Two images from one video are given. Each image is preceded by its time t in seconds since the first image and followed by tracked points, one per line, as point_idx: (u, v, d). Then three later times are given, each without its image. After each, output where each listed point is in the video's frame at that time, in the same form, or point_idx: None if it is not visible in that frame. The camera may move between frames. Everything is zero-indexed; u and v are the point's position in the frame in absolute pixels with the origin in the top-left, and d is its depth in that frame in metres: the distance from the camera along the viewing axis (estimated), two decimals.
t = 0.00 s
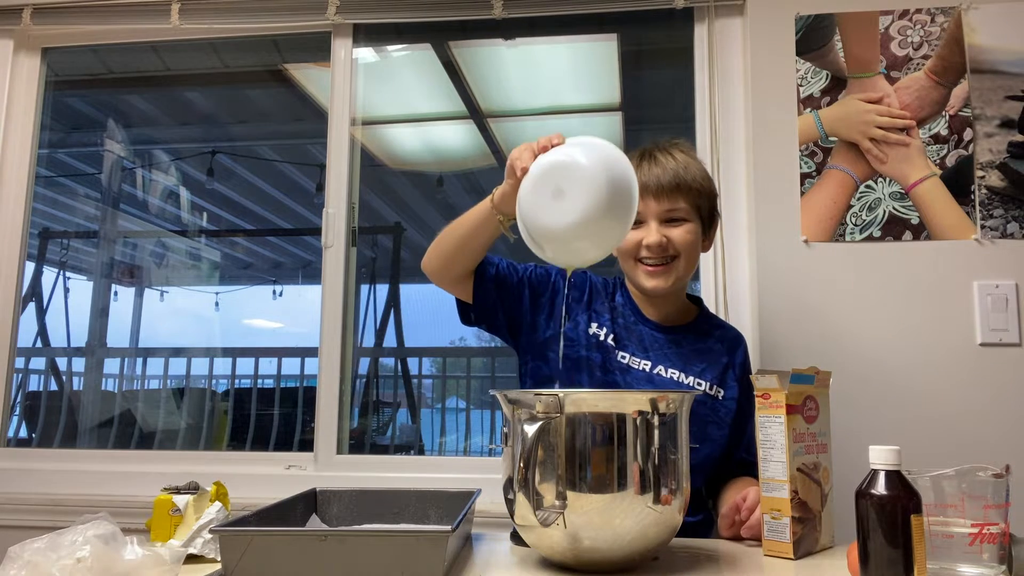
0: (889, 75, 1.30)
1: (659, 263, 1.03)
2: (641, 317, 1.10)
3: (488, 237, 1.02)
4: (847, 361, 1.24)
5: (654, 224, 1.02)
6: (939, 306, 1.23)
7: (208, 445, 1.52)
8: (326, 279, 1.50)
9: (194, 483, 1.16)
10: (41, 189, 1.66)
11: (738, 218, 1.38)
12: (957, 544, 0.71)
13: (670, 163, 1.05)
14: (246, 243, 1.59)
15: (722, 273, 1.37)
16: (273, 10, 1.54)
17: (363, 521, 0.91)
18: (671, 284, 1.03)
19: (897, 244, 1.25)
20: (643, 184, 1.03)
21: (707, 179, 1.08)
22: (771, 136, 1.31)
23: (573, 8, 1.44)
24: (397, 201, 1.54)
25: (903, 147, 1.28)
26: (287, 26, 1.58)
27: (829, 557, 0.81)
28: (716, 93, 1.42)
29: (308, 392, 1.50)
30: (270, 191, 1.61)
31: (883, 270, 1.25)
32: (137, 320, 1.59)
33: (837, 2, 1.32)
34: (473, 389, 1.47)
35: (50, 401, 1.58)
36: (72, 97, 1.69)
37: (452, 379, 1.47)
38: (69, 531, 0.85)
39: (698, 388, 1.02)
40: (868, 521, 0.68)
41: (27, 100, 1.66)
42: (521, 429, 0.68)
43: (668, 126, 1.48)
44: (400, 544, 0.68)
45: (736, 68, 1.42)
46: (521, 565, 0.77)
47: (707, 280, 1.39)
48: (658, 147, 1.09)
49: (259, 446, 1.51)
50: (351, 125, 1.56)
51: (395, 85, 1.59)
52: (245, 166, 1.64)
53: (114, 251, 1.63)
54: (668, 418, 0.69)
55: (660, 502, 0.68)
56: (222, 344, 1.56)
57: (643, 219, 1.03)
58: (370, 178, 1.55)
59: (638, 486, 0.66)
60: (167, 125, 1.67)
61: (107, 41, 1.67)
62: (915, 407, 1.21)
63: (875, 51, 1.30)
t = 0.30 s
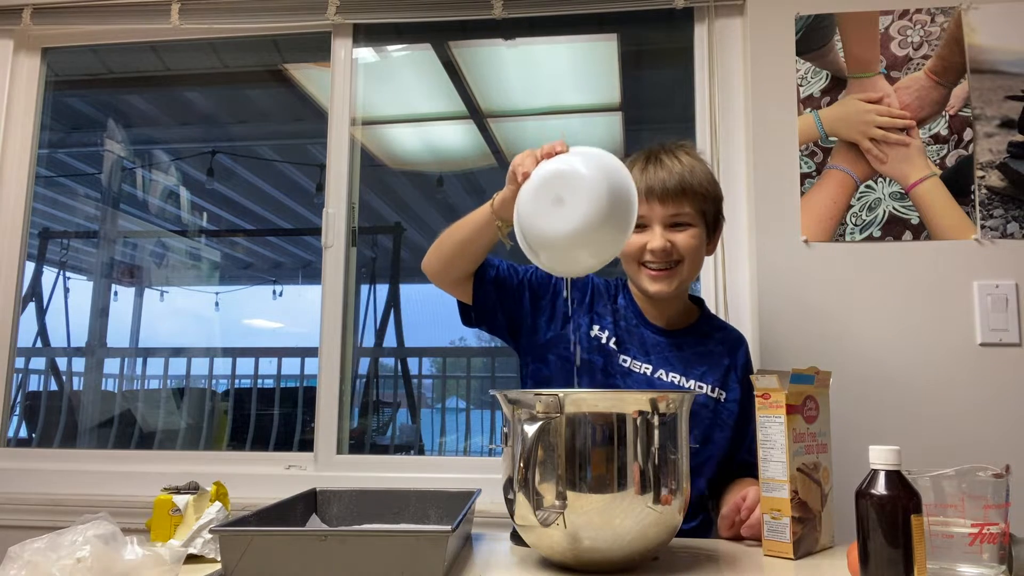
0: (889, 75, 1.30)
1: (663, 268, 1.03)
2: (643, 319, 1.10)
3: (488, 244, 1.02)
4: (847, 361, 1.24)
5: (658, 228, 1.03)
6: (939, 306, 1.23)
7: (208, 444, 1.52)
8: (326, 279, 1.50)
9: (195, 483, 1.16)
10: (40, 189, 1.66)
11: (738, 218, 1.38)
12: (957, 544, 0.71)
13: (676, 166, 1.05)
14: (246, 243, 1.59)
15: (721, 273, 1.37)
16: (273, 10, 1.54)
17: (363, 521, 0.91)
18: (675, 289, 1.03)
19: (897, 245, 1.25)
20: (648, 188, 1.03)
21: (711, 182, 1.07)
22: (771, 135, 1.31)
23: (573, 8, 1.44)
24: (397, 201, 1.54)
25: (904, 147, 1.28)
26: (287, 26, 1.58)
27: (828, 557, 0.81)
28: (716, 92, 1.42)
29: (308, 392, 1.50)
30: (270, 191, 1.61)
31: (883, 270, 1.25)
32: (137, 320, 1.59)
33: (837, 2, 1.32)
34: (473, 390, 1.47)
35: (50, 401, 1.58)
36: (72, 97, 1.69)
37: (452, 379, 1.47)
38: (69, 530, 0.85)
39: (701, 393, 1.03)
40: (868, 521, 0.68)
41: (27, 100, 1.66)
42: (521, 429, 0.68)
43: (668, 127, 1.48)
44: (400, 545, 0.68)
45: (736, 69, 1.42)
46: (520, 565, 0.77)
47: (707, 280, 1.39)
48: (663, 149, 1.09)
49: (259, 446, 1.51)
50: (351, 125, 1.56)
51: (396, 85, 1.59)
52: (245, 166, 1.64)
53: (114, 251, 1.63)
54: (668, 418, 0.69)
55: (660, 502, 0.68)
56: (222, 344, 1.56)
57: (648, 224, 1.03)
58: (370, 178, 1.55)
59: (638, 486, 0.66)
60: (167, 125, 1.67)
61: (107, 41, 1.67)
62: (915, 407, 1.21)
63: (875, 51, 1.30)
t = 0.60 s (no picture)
0: (889, 75, 1.30)
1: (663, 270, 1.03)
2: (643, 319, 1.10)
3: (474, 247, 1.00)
4: (847, 361, 1.24)
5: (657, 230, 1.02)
6: (939, 307, 1.23)
7: (208, 444, 1.52)
8: (326, 280, 1.50)
9: (195, 483, 1.18)
10: (41, 189, 1.66)
11: (738, 218, 1.38)
12: (957, 544, 0.71)
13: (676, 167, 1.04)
14: (246, 243, 1.59)
15: (722, 272, 1.37)
16: (273, 10, 1.54)
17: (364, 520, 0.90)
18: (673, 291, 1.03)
19: (898, 245, 1.25)
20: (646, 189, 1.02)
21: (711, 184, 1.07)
22: (771, 136, 1.31)
23: (573, 8, 1.44)
24: (397, 201, 1.54)
25: (903, 147, 1.28)
26: (287, 26, 1.58)
27: (828, 557, 0.81)
28: (716, 92, 1.42)
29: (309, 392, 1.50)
30: (270, 191, 1.61)
31: (883, 271, 1.25)
32: (137, 320, 1.59)
33: (837, 2, 1.32)
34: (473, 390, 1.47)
35: (50, 401, 1.58)
36: (72, 97, 1.69)
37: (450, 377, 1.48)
38: (69, 531, 0.84)
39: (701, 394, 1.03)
40: (868, 522, 0.68)
41: (28, 100, 1.66)
42: (521, 429, 0.68)
43: (668, 127, 1.48)
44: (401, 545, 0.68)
45: (736, 69, 1.42)
46: (520, 566, 0.77)
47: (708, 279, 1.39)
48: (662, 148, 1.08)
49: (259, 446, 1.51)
50: (351, 125, 1.56)
51: (396, 85, 1.59)
52: (245, 166, 1.64)
53: (114, 251, 1.63)
54: (668, 418, 0.69)
55: (660, 502, 0.68)
56: (222, 344, 1.56)
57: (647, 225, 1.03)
58: (370, 178, 1.55)
59: (638, 486, 0.66)
60: (167, 125, 1.67)
61: (107, 41, 1.67)
62: (915, 407, 1.21)
63: (875, 51, 1.31)
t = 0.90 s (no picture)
0: (889, 75, 1.30)
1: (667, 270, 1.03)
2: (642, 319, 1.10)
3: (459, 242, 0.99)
4: (847, 361, 1.24)
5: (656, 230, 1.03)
6: (939, 307, 1.23)
7: (208, 444, 1.52)
8: (326, 280, 1.50)
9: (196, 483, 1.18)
10: (40, 189, 1.66)
11: (738, 218, 1.38)
12: (957, 544, 0.71)
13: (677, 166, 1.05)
14: (246, 244, 1.59)
15: (722, 271, 1.37)
16: (273, 10, 1.54)
17: (365, 520, 0.90)
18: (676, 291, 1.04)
19: (897, 245, 1.25)
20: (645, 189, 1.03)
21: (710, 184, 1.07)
22: (772, 135, 1.31)
23: (574, 8, 1.44)
24: (397, 201, 1.54)
25: (903, 147, 1.28)
26: (288, 26, 1.58)
27: (828, 557, 0.81)
28: (715, 92, 1.42)
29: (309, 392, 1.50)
30: (270, 191, 1.61)
31: (883, 271, 1.25)
32: (137, 320, 1.59)
33: (837, 2, 1.32)
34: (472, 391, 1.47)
35: (50, 401, 1.58)
36: (72, 97, 1.69)
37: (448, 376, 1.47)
38: (69, 531, 0.84)
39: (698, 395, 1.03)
40: (868, 522, 0.68)
41: (28, 100, 1.66)
42: (521, 429, 0.68)
43: (668, 127, 1.48)
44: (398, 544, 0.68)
45: (735, 68, 1.42)
46: (520, 566, 0.77)
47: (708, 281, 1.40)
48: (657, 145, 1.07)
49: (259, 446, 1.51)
50: (351, 125, 1.56)
51: (395, 85, 1.59)
52: (245, 166, 1.64)
53: (114, 251, 1.63)
54: (668, 418, 0.69)
55: (660, 502, 0.68)
56: (222, 344, 1.56)
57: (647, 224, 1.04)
58: (369, 178, 1.55)
59: (638, 486, 0.66)
60: (167, 125, 1.67)
61: (107, 41, 1.67)
62: (914, 408, 1.21)
63: (875, 51, 1.31)
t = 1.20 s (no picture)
0: (889, 75, 1.30)
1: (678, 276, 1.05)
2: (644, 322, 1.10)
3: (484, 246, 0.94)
4: (847, 361, 1.24)
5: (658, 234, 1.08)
6: (939, 307, 1.23)
7: (208, 444, 1.52)
8: (325, 280, 1.50)
9: (194, 485, 1.20)
10: (40, 189, 1.66)
11: (738, 218, 1.38)
12: (957, 544, 0.71)
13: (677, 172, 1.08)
14: (246, 244, 1.59)
15: (722, 270, 1.37)
16: (273, 10, 1.54)
17: (364, 520, 0.90)
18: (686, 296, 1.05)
19: (898, 245, 1.25)
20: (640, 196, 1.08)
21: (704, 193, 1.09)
22: (771, 135, 1.31)
23: (574, 8, 1.44)
24: (397, 201, 1.54)
25: (903, 147, 1.28)
26: (288, 26, 1.58)
27: (827, 557, 0.81)
28: (716, 92, 1.42)
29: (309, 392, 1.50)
30: (270, 191, 1.61)
31: (883, 270, 1.25)
32: (137, 320, 1.59)
33: (837, 2, 1.32)
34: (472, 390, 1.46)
35: (50, 401, 1.58)
36: (72, 97, 1.69)
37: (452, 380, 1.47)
38: (69, 531, 0.84)
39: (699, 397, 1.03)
40: (868, 522, 0.68)
41: (28, 100, 1.66)
42: (521, 429, 0.68)
43: (669, 127, 1.48)
44: (398, 544, 0.68)
45: (735, 68, 1.43)
46: (520, 566, 0.77)
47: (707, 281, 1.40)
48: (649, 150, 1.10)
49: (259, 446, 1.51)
50: (351, 125, 1.56)
51: (395, 85, 1.59)
52: (245, 166, 1.64)
53: (114, 251, 1.63)
54: (668, 418, 0.69)
55: (660, 502, 0.68)
56: (222, 344, 1.56)
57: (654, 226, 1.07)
58: (370, 178, 1.55)
59: (638, 486, 0.66)
60: (167, 125, 1.67)
61: (107, 41, 1.67)
62: (914, 408, 1.21)
63: (875, 51, 1.31)
